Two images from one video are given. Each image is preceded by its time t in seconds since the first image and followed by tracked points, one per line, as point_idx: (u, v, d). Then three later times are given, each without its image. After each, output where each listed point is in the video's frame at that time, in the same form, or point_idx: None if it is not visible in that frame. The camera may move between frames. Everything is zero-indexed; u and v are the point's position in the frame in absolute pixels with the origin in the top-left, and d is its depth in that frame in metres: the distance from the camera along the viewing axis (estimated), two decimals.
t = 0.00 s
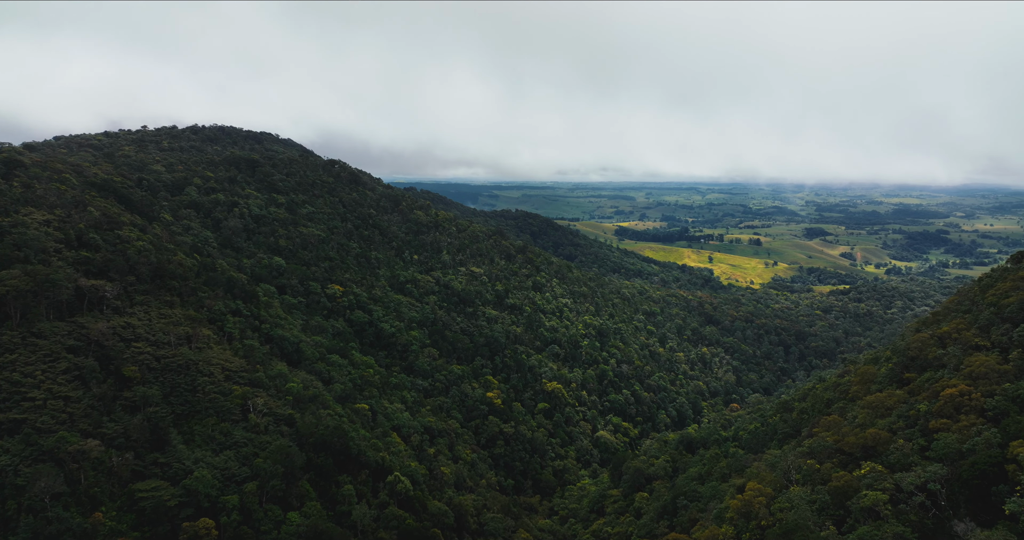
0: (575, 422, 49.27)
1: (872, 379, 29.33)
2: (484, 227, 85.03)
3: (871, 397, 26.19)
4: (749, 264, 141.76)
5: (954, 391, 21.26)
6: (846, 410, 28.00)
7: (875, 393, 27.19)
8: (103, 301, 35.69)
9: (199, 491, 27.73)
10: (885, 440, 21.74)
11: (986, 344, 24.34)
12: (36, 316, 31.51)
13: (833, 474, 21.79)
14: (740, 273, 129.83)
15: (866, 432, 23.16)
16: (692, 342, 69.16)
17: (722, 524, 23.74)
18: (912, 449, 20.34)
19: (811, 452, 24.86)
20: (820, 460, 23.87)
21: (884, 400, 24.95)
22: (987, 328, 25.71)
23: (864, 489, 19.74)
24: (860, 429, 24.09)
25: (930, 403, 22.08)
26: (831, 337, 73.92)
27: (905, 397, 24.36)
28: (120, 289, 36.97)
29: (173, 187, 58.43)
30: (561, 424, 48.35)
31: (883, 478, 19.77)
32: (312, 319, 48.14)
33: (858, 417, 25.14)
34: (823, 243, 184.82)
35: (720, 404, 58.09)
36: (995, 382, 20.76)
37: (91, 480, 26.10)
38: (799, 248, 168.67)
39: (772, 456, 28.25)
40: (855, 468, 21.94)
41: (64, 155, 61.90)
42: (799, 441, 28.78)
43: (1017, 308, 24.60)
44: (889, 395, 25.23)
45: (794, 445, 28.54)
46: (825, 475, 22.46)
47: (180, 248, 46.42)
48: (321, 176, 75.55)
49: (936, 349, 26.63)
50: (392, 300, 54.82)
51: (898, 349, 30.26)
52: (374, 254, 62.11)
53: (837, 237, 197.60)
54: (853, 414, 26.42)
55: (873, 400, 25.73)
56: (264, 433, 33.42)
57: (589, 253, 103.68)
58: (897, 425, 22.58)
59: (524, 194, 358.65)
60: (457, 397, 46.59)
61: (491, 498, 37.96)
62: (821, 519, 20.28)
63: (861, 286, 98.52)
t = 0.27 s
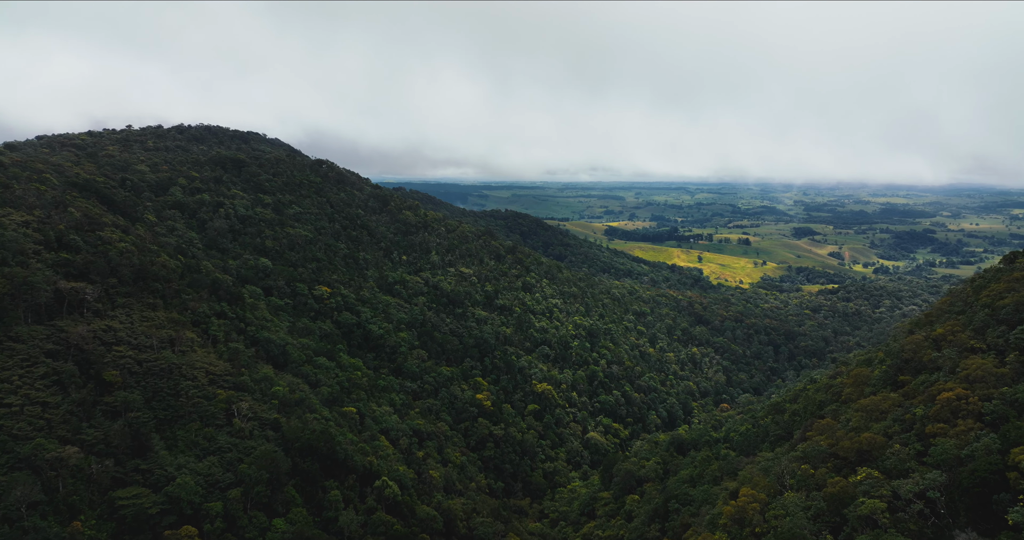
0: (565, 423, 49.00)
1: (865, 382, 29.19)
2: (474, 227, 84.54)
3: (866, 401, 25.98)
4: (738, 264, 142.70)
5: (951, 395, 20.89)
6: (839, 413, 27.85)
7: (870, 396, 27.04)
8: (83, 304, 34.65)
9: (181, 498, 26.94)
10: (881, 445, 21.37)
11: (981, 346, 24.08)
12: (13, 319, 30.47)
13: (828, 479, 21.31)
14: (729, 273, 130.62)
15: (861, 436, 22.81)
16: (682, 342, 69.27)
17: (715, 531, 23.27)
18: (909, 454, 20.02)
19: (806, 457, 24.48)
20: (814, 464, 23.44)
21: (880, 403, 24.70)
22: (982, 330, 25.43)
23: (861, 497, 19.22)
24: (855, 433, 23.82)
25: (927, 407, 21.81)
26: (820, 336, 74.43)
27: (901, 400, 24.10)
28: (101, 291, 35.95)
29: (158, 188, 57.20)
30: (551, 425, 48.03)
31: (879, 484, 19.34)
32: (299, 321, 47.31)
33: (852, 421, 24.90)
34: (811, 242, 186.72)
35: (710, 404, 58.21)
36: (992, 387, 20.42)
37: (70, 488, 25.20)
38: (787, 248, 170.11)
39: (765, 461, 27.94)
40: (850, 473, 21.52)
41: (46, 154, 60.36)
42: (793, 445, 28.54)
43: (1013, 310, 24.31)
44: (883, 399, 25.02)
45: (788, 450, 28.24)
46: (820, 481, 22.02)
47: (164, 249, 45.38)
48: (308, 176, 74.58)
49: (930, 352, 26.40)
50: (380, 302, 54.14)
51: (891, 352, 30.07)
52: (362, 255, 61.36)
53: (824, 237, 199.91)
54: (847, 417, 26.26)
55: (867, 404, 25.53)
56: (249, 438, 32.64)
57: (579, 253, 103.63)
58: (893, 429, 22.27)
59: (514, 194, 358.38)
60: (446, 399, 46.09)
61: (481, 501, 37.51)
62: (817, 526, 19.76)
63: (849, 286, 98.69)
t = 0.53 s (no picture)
0: (557, 424, 48.76)
1: (860, 385, 29.15)
2: (464, 227, 84.04)
3: (862, 404, 25.87)
4: (728, 263, 143.53)
5: (947, 399, 20.63)
6: (834, 416, 27.84)
7: (865, 399, 26.92)
8: (64, 307, 33.69)
9: (165, 505, 26.25)
10: (877, 450, 21.27)
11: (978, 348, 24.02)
12: None
13: (824, 485, 21.06)
14: (720, 272, 131.26)
15: (857, 440, 22.69)
16: (673, 342, 69.38)
17: (709, 537, 22.87)
18: (906, 459, 19.81)
19: (801, 462, 24.30)
20: (810, 469, 23.28)
21: (875, 407, 24.62)
22: (978, 332, 25.30)
23: (858, 504, 18.67)
24: (851, 437, 23.68)
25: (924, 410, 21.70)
26: (810, 336, 74.86)
27: (897, 403, 23.98)
28: (83, 294, 35.01)
29: (143, 188, 56.07)
30: (542, 427, 47.76)
31: (877, 491, 18.80)
32: (286, 323, 46.55)
33: (847, 424, 24.90)
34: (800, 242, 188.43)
35: (701, 404, 58.30)
36: (991, 391, 20.15)
37: (50, 496, 24.36)
38: (777, 247, 171.41)
39: (758, 467, 27.64)
40: (847, 478, 21.37)
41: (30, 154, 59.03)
42: (788, 449, 28.37)
43: (1010, 313, 24.14)
44: (879, 402, 24.95)
45: (784, 454, 27.97)
46: (815, 486, 21.74)
47: (149, 251, 44.41)
48: (296, 177, 73.67)
49: (927, 355, 26.30)
50: (369, 303, 53.52)
51: (887, 355, 29.95)
52: (351, 256, 60.66)
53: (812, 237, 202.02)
54: (842, 420, 26.23)
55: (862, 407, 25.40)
56: (235, 443, 31.93)
57: (570, 253, 103.58)
58: (889, 434, 22.07)
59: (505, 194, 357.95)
60: (436, 401, 45.63)
61: (472, 505, 37.11)
62: (813, 533, 19.36)
63: (838, 285, 99.43)
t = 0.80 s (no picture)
0: (548, 426, 48.55)
1: (854, 387, 29.10)
2: (456, 227, 83.60)
3: (857, 407, 25.77)
4: (719, 263, 144.27)
5: (947, 403, 20.57)
6: (829, 419, 27.76)
7: (861, 402, 26.83)
8: (45, 309, 32.77)
9: (148, 512, 25.56)
10: (874, 455, 21.04)
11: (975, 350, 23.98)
12: None
13: (822, 492, 20.86)
14: (711, 272, 131.84)
15: (853, 444, 22.50)
16: (665, 342, 69.45)
17: None
18: (905, 465, 19.53)
19: (797, 467, 24.12)
20: (806, 474, 23.14)
21: (871, 410, 24.47)
22: (975, 333, 25.25)
23: (856, 512, 18.43)
24: (847, 441, 23.57)
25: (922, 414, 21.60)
26: (801, 336, 75.29)
27: (893, 407, 23.87)
28: (65, 296, 34.09)
29: (129, 188, 54.97)
30: (534, 429, 47.50)
31: (877, 499, 18.49)
32: (275, 325, 45.85)
33: (843, 428, 24.85)
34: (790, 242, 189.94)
35: (693, 405, 58.40)
36: (989, 394, 20.04)
37: (31, 503, 23.54)
38: (768, 247, 172.62)
39: (751, 472, 27.39)
40: (845, 484, 21.23)
41: (14, 154, 57.70)
42: (783, 453, 28.21)
43: (1007, 314, 24.05)
44: (875, 405, 24.81)
45: (779, 459, 27.73)
46: (812, 492, 21.50)
47: (134, 252, 43.48)
48: (285, 177, 72.80)
49: (923, 357, 26.22)
50: (359, 304, 52.92)
51: (881, 356, 29.91)
52: (341, 257, 59.99)
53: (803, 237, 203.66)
54: (837, 424, 26.09)
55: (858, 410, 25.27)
56: (221, 448, 31.26)
57: (562, 253, 103.48)
58: (886, 438, 21.84)
59: (497, 194, 357.35)
60: (427, 403, 45.18)
61: (464, 508, 36.73)
62: None
63: (829, 285, 100.13)
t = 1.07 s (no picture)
0: (540, 428, 48.29)
1: (848, 390, 29.03)
2: (446, 228, 83.08)
3: (853, 411, 25.65)
4: (710, 263, 145.00)
5: (947, 408, 20.39)
6: (823, 422, 27.72)
7: (857, 406, 26.72)
8: (24, 313, 31.77)
9: (130, 521, 24.84)
10: (872, 461, 20.82)
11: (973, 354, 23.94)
12: None
13: (818, 499, 20.63)
14: (702, 272, 132.37)
15: (850, 450, 22.31)
16: (656, 343, 69.49)
17: None
18: (903, 472, 19.30)
19: (792, 472, 23.91)
20: (801, 481, 22.94)
21: (868, 414, 24.31)
22: (972, 336, 25.23)
23: (856, 521, 17.97)
24: (842, 446, 23.41)
25: (920, 419, 21.45)
26: (792, 335, 75.70)
27: (890, 411, 23.74)
28: (45, 299, 33.11)
29: (113, 188, 53.78)
30: (525, 431, 47.22)
31: (875, 507, 18.13)
32: (262, 327, 45.08)
33: (838, 432, 24.78)
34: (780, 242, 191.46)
35: (684, 406, 58.47)
36: (989, 399, 19.93)
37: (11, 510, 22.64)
38: (758, 247, 173.85)
39: (746, 476, 27.21)
40: (842, 490, 21.02)
41: None
42: (778, 457, 28.05)
43: (1004, 317, 24.00)
44: (871, 409, 24.65)
45: (774, 463, 27.55)
46: (809, 499, 21.24)
47: (118, 253, 42.49)
48: (273, 177, 71.84)
49: (920, 361, 26.14)
50: (348, 306, 52.26)
51: (876, 359, 29.84)
52: (329, 258, 59.26)
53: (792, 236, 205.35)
54: (832, 428, 25.95)
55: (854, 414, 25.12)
56: (207, 453, 30.53)
57: (553, 254, 103.31)
58: (884, 444, 21.65)
59: (488, 194, 356.72)
60: (417, 406, 44.70)
61: (454, 513, 36.29)
62: None
63: (819, 285, 100.83)
